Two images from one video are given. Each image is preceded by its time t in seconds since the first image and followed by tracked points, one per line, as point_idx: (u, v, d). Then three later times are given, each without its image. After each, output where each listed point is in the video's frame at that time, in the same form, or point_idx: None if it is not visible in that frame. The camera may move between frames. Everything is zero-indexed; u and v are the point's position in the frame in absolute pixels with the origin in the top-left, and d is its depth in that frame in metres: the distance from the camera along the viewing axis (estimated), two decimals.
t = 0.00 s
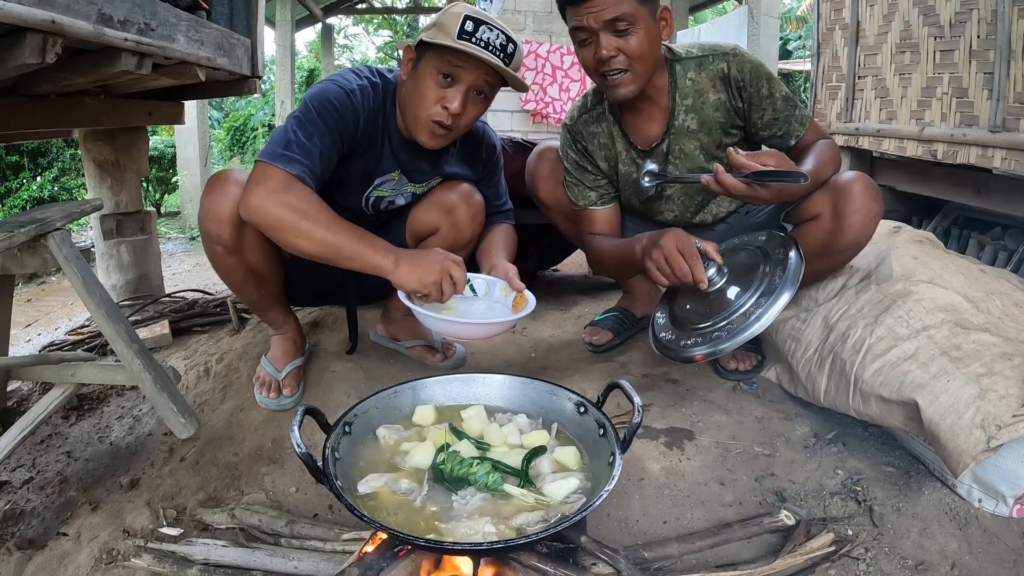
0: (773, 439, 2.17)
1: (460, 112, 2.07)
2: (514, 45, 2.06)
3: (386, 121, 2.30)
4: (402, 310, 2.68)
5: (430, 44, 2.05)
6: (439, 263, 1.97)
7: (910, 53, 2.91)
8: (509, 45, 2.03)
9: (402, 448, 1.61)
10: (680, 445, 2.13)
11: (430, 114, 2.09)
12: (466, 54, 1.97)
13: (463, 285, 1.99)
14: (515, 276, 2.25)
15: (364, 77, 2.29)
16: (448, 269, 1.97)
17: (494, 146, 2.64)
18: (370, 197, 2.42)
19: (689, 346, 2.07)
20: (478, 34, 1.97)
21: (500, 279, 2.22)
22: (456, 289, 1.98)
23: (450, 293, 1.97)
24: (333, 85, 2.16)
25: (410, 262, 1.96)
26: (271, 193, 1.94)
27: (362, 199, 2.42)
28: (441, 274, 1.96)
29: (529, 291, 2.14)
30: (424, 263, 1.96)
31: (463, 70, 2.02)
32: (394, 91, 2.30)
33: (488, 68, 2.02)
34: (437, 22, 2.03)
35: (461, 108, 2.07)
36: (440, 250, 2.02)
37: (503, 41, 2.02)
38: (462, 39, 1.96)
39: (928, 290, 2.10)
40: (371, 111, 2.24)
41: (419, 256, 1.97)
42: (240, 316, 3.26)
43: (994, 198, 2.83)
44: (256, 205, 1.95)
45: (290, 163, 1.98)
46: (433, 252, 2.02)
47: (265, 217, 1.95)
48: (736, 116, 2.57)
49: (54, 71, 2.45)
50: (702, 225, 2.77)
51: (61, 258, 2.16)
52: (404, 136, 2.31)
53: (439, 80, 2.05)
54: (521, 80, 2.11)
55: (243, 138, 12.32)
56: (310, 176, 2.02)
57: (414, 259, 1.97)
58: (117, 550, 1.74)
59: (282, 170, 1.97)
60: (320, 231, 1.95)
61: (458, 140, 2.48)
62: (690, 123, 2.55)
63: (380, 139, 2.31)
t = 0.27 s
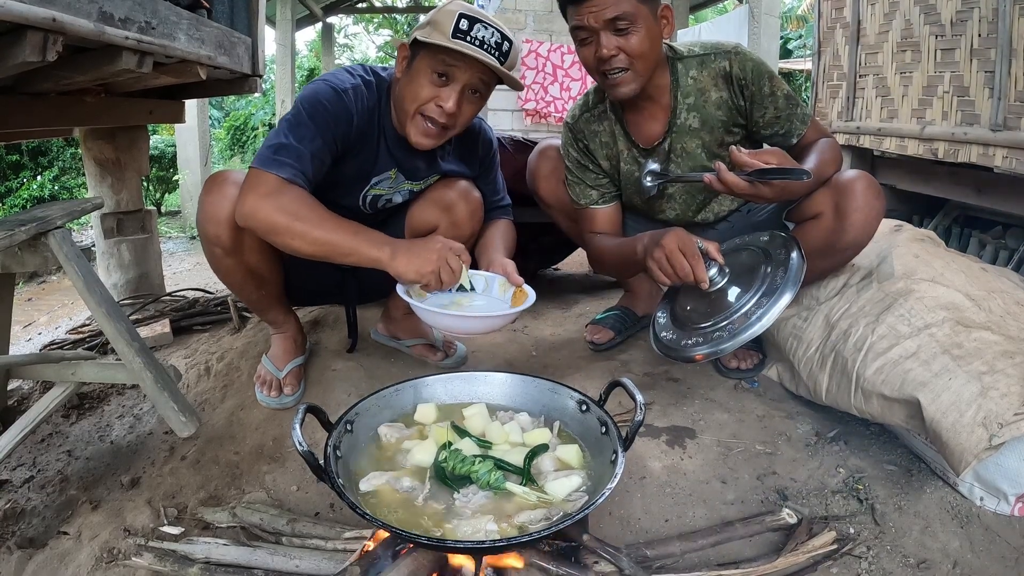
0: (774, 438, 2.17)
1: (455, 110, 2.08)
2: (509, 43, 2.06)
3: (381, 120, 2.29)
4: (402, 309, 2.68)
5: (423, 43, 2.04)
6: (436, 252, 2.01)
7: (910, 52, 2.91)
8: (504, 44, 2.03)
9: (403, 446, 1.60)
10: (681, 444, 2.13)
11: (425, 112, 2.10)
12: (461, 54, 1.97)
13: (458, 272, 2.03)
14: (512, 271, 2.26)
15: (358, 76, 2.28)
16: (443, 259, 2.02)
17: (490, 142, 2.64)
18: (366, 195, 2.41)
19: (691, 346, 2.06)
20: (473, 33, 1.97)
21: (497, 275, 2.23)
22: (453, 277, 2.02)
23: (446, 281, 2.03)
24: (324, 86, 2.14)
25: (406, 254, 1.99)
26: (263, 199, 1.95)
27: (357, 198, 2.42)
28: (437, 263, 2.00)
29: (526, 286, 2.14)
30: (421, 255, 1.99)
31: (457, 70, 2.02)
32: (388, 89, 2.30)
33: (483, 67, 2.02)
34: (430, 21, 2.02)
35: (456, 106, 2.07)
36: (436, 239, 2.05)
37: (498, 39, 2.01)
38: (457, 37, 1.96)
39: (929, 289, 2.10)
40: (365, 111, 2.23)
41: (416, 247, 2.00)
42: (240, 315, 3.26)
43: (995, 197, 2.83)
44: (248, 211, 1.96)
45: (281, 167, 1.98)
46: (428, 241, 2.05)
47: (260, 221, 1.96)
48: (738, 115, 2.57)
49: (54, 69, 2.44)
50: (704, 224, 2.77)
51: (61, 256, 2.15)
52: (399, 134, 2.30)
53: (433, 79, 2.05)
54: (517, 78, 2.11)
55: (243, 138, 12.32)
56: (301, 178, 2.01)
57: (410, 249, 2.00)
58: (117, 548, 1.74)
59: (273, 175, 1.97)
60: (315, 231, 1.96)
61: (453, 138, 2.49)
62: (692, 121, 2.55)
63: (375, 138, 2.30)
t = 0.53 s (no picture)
0: (775, 437, 2.17)
1: (451, 116, 2.07)
2: (507, 47, 2.06)
3: (378, 122, 2.29)
4: (403, 309, 2.68)
5: (420, 47, 2.04)
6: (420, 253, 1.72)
7: (911, 51, 2.92)
8: (502, 47, 2.04)
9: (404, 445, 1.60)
10: (682, 443, 2.13)
11: (421, 116, 2.10)
12: (458, 60, 1.96)
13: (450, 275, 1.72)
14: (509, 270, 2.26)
15: (355, 79, 2.27)
16: (434, 256, 1.71)
17: (487, 141, 2.64)
18: (364, 198, 2.42)
19: (693, 346, 2.06)
20: (471, 37, 1.97)
21: (495, 275, 2.23)
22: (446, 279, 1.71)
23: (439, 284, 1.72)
24: (322, 87, 2.14)
25: (394, 256, 1.75)
26: (259, 205, 1.97)
27: (356, 200, 2.42)
28: (431, 263, 1.71)
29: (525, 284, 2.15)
30: (407, 252, 1.73)
31: (454, 76, 2.01)
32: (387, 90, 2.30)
33: (479, 74, 2.00)
34: (428, 23, 2.03)
35: (452, 112, 2.06)
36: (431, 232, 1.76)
37: (497, 43, 2.02)
38: (453, 42, 1.97)
39: (930, 288, 2.10)
40: (360, 114, 2.23)
41: (405, 247, 1.74)
42: (241, 314, 3.26)
43: (996, 196, 2.83)
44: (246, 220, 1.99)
45: (272, 174, 1.99)
46: (423, 242, 1.74)
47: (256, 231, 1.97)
48: (739, 114, 2.57)
49: (54, 69, 2.45)
50: (704, 223, 2.77)
51: (62, 256, 2.15)
52: (397, 136, 2.30)
53: (429, 84, 2.04)
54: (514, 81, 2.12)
55: (243, 138, 12.33)
56: (295, 184, 2.01)
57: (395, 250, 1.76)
58: (118, 548, 1.74)
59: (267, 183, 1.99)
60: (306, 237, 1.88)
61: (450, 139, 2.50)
62: (693, 121, 2.55)
63: (372, 141, 2.30)
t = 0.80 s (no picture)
0: (774, 438, 2.18)
1: (454, 121, 2.08)
2: (511, 53, 2.06)
3: (385, 134, 2.28)
4: (402, 310, 2.69)
5: (424, 51, 2.05)
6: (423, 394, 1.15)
7: (910, 52, 2.92)
8: (507, 53, 2.04)
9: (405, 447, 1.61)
10: (681, 444, 2.14)
11: (423, 121, 2.10)
12: (462, 66, 1.97)
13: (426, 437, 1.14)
14: (511, 273, 2.26)
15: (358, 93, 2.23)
16: (435, 389, 1.17)
17: (485, 141, 2.63)
18: (368, 205, 2.43)
19: (693, 345, 2.07)
20: (476, 42, 1.97)
21: (497, 278, 2.23)
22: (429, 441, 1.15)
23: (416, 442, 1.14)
24: (338, 100, 2.11)
25: (384, 358, 1.22)
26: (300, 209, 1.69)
27: (360, 208, 2.43)
28: (397, 398, 1.15)
29: (527, 287, 2.15)
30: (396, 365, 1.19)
31: (458, 81, 2.02)
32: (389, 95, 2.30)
33: (483, 80, 2.01)
34: (431, 27, 2.03)
35: (455, 117, 2.07)
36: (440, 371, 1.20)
37: (501, 49, 2.02)
38: (458, 48, 1.97)
39: (928, 289, 2.11)
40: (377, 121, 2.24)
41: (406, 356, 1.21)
42: (241, 315, 3.27)
43: (995, 197, 2.83)
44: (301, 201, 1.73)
45: (322, 181, 1.79)
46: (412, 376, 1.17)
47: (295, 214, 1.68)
48: (737, 115, 2.58)
49: (54, 71, 2.45)
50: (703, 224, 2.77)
51: (62, 257, 2.16)
52: (404, 144, 2.31)
53: (433, 89, 2.05)
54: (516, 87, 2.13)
55: (243, 138, 12.33)
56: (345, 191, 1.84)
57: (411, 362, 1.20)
58: (119, 549, 1.75)
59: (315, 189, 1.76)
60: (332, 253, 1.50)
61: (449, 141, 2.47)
62: (691, 121, 2.56)
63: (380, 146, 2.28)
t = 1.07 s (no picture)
0: (772, 437, 2.17)
1: (455, 123, 2.08)
2: (516, 57, 2.06)
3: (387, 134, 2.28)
4: (402, 309, 2.69)
5: (427, 53, 2.04)
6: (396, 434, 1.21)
7: (909, 51, 2.92)
8: (511, 58, 2.04)
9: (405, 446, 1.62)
10: (679, 443, 2.14)
11: (424, 123, 2.10)
12: (465, 69, 1.97)
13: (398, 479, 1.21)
14: (514, 273, 2.26)
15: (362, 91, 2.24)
16: (412, 434, 1.21)
17: (485, 139, 2.62)
18: (371, 205, 2.43)
19: (691, 340, 2.07)
20: (479, 45, 1.97)
21: (500, 279, 2.23)
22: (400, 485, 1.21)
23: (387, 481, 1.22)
24: (345, 103, 2.11)
25: (370, 392, 1.26)
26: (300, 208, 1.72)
27: (364, 207, 2.44)
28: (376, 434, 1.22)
29: (530, 288, 2.14)
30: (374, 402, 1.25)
31: (459, 85, 2.01)
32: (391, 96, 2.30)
33: (485, 84, 2.01)
34: (436, 28, 2.03)
35: (456, 120, 2.07)
36: (424, 416, 1.24)
37: (505, 53, 2.02)
38: (461, 50, 1.97)
39: (927, 288, 2.10)
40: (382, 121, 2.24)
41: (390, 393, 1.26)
42: (240, 315, 3.27)
43: (994, 196, 2.83)
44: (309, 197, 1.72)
45: (331, 180, 1.79)
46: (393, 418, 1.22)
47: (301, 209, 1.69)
48: (735, 114, 2.57)
49: (53, 71, 2.45)
50: (701, 223, 2.77)
51: (61, 258, 2.16)
52: (405, 144, 2.30)
53: (435, 92, 2.05)
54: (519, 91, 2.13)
55: (243, 138, 12.34)
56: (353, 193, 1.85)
57: (389, 398, 1.25)
58: (118, 548, 1.75)
59: (322, 188, 1.76)
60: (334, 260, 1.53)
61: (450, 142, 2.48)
62: (688, 120, 2.56)
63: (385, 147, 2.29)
